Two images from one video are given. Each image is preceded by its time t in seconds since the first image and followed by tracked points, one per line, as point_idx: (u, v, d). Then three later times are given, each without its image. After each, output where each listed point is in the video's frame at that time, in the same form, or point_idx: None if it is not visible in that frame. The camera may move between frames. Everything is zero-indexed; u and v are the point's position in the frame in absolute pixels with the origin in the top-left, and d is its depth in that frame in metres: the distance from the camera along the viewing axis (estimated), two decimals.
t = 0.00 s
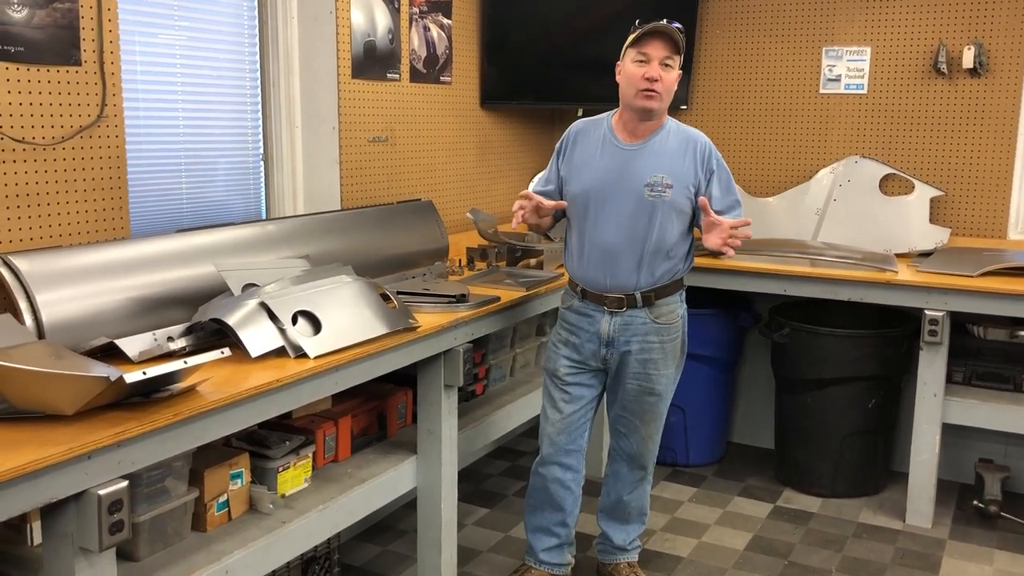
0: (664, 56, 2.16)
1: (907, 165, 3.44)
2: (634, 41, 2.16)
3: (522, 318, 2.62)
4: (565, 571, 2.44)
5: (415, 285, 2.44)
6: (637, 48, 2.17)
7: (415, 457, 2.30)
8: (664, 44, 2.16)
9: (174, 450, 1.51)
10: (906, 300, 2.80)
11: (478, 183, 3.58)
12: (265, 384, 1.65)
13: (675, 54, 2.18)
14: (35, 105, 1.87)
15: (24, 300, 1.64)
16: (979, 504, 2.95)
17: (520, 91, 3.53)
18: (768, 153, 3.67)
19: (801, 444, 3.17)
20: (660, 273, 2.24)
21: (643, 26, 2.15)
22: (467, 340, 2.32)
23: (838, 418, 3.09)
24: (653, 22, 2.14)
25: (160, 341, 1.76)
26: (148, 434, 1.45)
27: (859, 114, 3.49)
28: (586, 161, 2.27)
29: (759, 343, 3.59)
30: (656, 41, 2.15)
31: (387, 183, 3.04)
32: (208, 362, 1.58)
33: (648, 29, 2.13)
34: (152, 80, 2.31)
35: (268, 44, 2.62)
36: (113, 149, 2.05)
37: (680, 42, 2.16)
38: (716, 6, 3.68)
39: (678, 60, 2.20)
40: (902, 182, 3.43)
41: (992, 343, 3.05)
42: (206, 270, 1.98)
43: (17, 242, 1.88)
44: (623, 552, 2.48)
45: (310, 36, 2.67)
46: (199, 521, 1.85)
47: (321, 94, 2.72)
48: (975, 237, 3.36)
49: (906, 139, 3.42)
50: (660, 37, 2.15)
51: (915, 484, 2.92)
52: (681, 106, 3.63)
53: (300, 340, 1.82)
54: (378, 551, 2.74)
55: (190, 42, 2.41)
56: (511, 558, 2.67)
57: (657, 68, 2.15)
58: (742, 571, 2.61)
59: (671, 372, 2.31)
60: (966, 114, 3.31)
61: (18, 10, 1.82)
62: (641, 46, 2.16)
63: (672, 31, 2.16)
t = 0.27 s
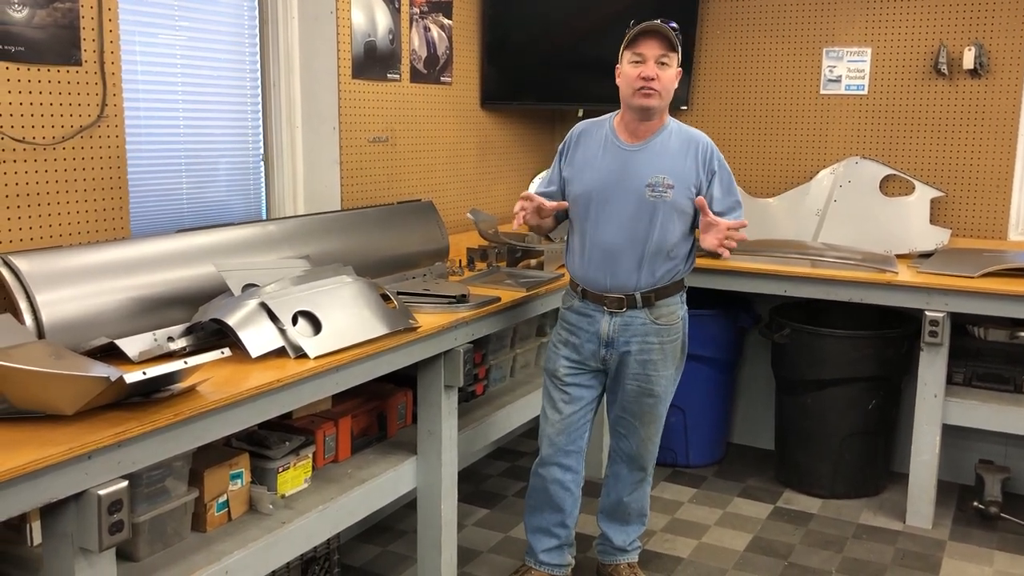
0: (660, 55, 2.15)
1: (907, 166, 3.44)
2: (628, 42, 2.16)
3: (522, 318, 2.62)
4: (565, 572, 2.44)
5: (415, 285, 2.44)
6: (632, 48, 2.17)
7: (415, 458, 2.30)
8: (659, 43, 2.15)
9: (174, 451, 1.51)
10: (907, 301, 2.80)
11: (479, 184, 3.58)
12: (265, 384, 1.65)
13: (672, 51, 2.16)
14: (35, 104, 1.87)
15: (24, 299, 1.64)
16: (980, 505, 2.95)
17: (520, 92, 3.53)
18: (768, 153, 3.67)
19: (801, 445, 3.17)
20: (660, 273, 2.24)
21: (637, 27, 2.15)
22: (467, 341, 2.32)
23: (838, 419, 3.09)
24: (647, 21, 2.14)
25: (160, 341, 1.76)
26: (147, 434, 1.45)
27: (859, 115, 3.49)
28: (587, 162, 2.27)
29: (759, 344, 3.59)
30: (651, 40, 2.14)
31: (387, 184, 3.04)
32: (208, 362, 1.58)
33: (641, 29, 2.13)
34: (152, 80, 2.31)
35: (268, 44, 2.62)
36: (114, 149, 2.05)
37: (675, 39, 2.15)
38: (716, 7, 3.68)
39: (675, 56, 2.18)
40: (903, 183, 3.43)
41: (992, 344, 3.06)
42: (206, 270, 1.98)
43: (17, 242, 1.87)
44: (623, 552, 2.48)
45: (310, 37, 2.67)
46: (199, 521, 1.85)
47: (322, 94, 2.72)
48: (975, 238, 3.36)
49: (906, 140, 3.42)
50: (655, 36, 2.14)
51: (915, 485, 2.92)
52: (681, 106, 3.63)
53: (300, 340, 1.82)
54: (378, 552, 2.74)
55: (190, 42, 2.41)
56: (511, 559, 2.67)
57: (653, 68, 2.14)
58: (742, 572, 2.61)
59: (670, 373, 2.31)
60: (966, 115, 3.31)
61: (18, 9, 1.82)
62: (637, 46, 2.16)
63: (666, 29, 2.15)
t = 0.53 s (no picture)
0: (645, 54, 2.17)
1: (908, 166, 3.44)
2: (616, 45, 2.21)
3: (523, 318, 2.62)
4: (566, 572, 2.44)
5: (416, 285, 2.44)
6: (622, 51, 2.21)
7: (416, 458, 2.30)
8: (644, 43, 2.17)
9: (175, 450, 1.51)
10: (907, 301, 2.80)
11: (479, 184, 3.58)
12: (266, 383, 1.65)
13: (661, 49, 2.16)
14: (37, 104, 1.87)
15: (25, 299, 1.65)
16: (980, 505, 2.94)
17: (521, 92, 3.53)
18: (769, 153, 3.67)
19: (802, 445, 3.17)
20: (662, 272, 2.24)
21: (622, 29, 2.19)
22: (468, 340, 2.32)
23: (838, 419, 3.09)
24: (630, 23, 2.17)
25: (161, 341, 1.76)
26: (149, 433, 1.45)
27: (860, 114, 3.49)
28: (590, 161, 2.28)
29: (760, 344, 3.59)
30: (637, 41, 2.18)
31: (388, 184, 3.04)
32: (209, 362, 1.58)
33: (624, 31, 2.17)
34: (153, 80, 2.31)
35: (269, 44, 2.62)
36: (115, 148, 2.05)
37: (659, 37, 2.15)
38: (718, 6, 3.68)
39: (667, 54, 2.18)
40: (904, 183, 3.43)
41: (993, 345, 3.08)
42: (207, 270, 1.98)
43: (19, 241, 1.88)
44: (623, 553, 2.48)
45: (311, 37, 2.67)
46: (200, 520, 1.85)
47: (322, 95, 2.72)
48: (976, 238, 3.35)
49: (907, 140, 3.42)
50: (640, 37, 2.17)
51: (916, 485, 2.92)
52: (682, 106, 3.63)
53: (300, 340, 1.82)
54: (378, 552, 2.74)
55: (191, 41, 2.41)
56: (511, 559, 2.67)
57: (639, 68, 2.16)
58: (742, 572, 2.61)
59: (670, 373, 2.31)
60: (967, 115, 3.31)
61: (20, 9, 1.82)
62: (624, 49, 2.20)
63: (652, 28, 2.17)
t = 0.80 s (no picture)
0: (643, 57, 2.16)
1: (909, 166, 3.43)
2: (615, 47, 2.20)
3: (524, 318, 2.62)
4: (567, 571, 2.44)
5: (417, 285, 2.44)
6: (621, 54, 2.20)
7: (417, 457, 2.30)
8: (642, 46, 2.15)
9: (177, 450, 1.51)
10: (908, 300, 2.79)
11: (480, 183, 3.58)
12: (267, 383, 1.65)
13: (659, 51, 2.15)
14: (38, 103, 1.88)
15: (27, 298, 1.65)
16: (981, 505, 2.94)
17: (522, 91, 3.53)
18: (771, 152, 3.67)
19: (803, 445, 3.17)
20: (662, 271, 2.24)
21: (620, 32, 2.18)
22: (469, 340, 2.32)
23: (839, 418, 3.09)
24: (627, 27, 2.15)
25: (162, 340, 1.76)
26: (150, 432, 1.45)
27: (862, 114, 3.49)
28: (591, 160, 2.28)
29: (761, 344, 3.59)
30: (634, 44, 2.16)
31: (389, 183, 3.04)
32: (210, 361, 1.58)
33: (621, 35, 2.16)
34: (154, 80, 2.31)
35: (270, 44, 2.62)
36: (116, 148, 2.05)
37: (656, 40, 2.13)
38: (719, 5, 3.68)
39: (665, 55, 2.16)
40: (905, 182, 3.42)
41: (994, 344, 3.08)
42: (209, 270, 1.98)
43: (20, 241, 1.88)
44: (625, 552, 2.48)
45: (312, 37, 2.67)
46: (201, 520, 1.85)
47: (323, 94, 2.72)
48: (978, 238, 3.35)
49: (908, 139, 3.42)
50: (637, 40, 2.16)
51: (917, 484, 2.92)
52: (683, 106, 3.63)
53: (302, 340, 1.82)
54: (380, 551, 2.75)
55: (192, 41, 2.41)
56: (513, 558, 2.67)
57: (637, 72, 2.16)
58: (743, 572, 2.61)
59: (671, 373, 2.30)
60: (968, 114, 3.30)
61: (21, 9, 1.82)
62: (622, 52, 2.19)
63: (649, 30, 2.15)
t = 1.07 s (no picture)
0: (673, 66, 2.14)
1: (909, 165, 3.43)
2: (645, 48, 2.14)
3: (525, 317, 2.62)
4: (568, 571, 2.44)
5: (418, 284, 2.44)
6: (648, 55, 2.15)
7: (419, 457, 2.30)
8: (673, 54, 2.13)
9: (178, 449, 1.51)
10: (909, 299, 2.79)
11: (481, 183, 3.58)
12: (268, 382, 1.65)
13: (686, 64, 2.16)
14: (40, 103, 1.88)
15: (28, 297, 1.65)
16: (983, 504, 2.94)
17: (523, 91, 3.53)
18: (772, 151, 3.67)
19: (804, 444, 3.17)
20: (663, 271, 2.24)
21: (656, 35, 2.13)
22: (470, 339, 2.32)
23: (841, 418, 3.09)
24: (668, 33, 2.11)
25: (164, 339, 1.76)
26: (152, 431, 1.45)
27: (863, 113, 3.49)
28: (591, 159, 2.28)
29: (762, 343, 3.59)
30: (667, 51, 2.13)
31: (390, 183, 3.04)
32: (212, 360, 1.58)
33: (661, 39, 2.11)
34: (155, 79, 2.31)
35: (272, 43, 2.63)
36: (117, 147, 2.05)
37: (690, 52, 2.13)
38: (720, 4, 3.68)
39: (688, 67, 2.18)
40: (906, 181, 3.42)
41: (995, 343, 3.08)
42: (210, 269, 1.98)
43: (22, 240, 1.88)
44: (626, 551, 2.48)
45: (313, 36, 2.67)
46: (203, 518, 1.86)
47: (324, 94, 2.72)
48: (979, 237, 3.35)
49: (909, 139, 3.42)
50: (672, 48, 2.13)
51: (919, 484, 2.92)
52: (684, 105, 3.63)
53: (303, 339, 1.82)
54: (381, 550, 2.75)
55: (193, 41, 2.41)
56: (514, 557, 2.67)
57: (664, 79, 2.14)
58: (745, 571, 2.61)
59: (672, 372, 2.31)
60: (969, 113, 3.30)
61: (23, 9, 1.82)
62: (653, 54, 2.14)
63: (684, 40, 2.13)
